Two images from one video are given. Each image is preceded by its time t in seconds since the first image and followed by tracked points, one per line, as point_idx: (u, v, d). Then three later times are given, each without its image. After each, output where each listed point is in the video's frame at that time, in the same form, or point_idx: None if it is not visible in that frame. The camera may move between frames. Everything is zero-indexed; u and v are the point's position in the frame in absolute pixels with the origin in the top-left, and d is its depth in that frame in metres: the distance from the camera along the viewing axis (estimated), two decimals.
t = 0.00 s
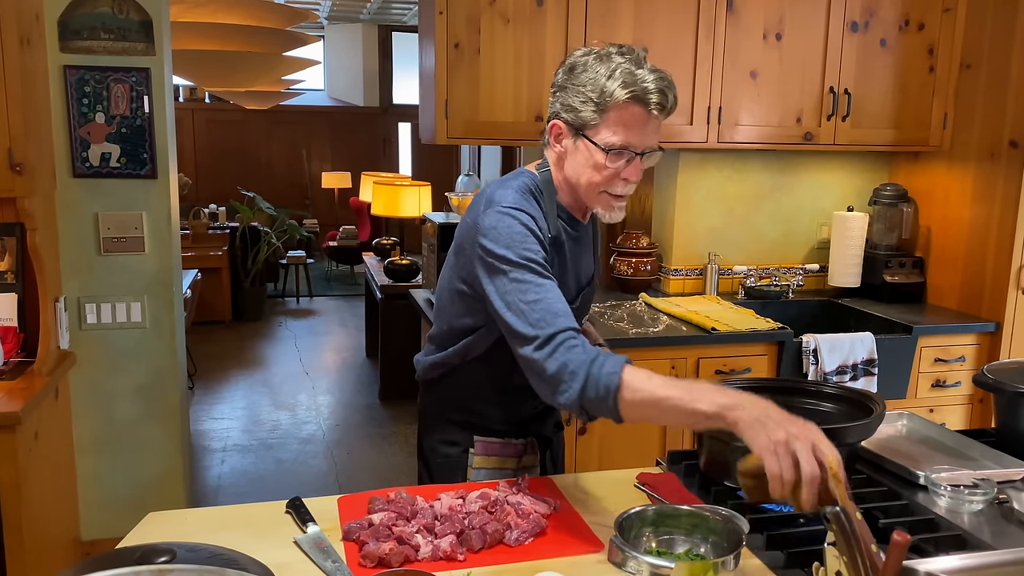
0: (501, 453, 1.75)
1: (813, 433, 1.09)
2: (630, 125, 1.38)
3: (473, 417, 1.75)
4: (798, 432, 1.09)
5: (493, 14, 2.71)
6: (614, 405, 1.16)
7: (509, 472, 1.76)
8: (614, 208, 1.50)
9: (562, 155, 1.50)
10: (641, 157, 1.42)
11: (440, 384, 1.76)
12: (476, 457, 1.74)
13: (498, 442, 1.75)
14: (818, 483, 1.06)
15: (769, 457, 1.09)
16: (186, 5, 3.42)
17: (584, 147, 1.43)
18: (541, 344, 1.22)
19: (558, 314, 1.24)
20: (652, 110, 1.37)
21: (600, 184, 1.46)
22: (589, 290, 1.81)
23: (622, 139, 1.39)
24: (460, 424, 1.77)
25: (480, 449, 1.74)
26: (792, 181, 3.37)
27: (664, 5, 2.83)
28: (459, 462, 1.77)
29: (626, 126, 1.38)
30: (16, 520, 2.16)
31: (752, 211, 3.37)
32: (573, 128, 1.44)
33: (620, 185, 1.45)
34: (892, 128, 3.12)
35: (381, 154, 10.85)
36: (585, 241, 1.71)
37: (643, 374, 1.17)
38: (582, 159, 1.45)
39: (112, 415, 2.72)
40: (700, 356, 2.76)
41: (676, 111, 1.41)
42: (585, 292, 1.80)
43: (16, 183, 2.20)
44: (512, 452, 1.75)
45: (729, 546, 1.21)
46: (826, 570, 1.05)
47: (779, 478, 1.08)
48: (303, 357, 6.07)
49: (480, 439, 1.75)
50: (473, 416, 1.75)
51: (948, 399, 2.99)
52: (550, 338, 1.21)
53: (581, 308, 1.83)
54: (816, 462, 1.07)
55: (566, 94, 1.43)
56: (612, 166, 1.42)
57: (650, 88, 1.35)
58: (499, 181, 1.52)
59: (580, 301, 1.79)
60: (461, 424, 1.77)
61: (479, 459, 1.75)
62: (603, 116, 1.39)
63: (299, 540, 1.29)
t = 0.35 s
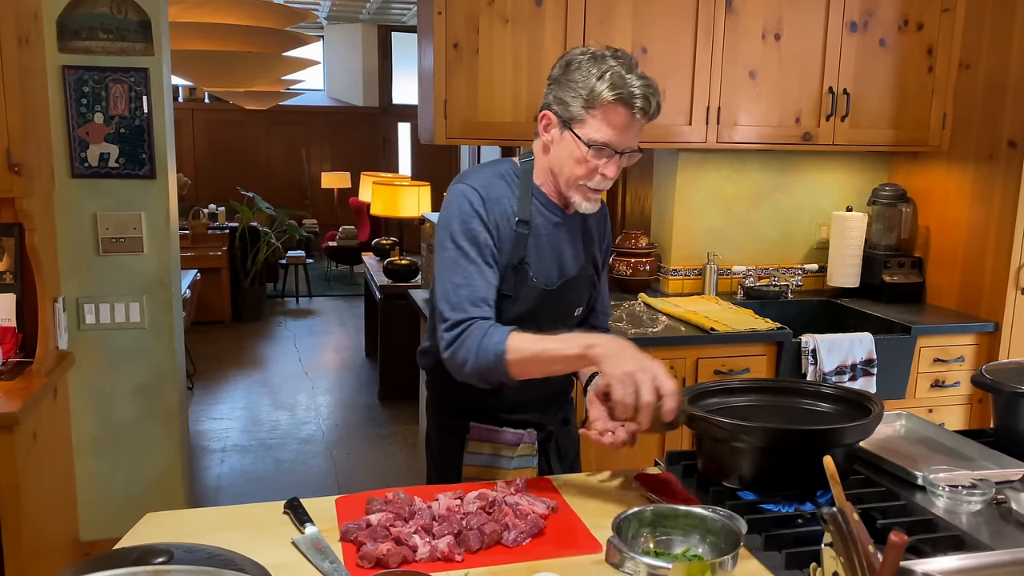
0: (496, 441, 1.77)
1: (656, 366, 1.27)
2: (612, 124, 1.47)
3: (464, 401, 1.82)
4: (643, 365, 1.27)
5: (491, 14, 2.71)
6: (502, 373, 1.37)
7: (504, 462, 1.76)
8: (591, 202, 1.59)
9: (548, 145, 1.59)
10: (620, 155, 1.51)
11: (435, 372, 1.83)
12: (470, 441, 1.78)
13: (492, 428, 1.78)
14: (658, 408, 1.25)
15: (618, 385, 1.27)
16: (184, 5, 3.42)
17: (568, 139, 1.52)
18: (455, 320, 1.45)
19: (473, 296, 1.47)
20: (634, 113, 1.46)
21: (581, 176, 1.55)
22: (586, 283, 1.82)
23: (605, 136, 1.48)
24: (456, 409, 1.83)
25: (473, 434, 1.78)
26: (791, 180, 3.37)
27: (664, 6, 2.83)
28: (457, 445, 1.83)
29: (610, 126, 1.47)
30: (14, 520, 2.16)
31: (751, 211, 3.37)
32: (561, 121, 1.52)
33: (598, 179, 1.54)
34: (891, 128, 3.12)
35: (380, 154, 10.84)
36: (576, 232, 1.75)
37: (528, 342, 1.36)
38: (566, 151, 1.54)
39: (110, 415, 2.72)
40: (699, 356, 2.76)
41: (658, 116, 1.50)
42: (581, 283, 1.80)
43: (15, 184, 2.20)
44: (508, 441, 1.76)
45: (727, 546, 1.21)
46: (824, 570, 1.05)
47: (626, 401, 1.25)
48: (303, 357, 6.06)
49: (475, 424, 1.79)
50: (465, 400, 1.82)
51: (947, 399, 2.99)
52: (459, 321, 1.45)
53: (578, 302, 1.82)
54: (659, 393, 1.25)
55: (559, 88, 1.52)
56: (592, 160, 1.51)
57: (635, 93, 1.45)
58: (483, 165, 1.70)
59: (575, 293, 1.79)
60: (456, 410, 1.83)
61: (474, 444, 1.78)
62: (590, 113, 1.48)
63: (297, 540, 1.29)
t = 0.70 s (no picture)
0: (492, 433, 1.77)
1: (574, 415, 1.41)
2: (582, 124, 1.54)
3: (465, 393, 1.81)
4: (565, 412, 1.42)
5: (491, 14, 2.71)
6: (456, 374, 1.59)
7: (500, 454, 1.77)
8: (565, 198, 1.66)
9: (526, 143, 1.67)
10: (591, 153, 1.57)
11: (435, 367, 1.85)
12: (466, 433, 1.79)
13: (489, 420, 1.78)
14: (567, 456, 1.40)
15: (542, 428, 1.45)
16: (183, 4, 3.42)
17: (542, 139, 1.60)
18: (422, 319, 1.64)
19: (437, 298, 1.65)
20: (603, 112, 1.53)
21: (554, 174, 1.62)
22: (575, 275, 1.81)
23: (576, 135, 1.55)
24: (456, 401, 1.83)
25: (470, 426, 1.78)
26: (791, 180, 3.37)
27: (664, 5, 2.83)
28: (456, 437, 1.82)
29: (581, 126, 1.54)
30: (13, 519, 2.16)
31: (751, 210, 3.36)
32: (537, 120, 1.60)
33: (571, 176, 1.61)
34: (891, 128, 3.11)
35: (380, 153, 10.84)
36: (558, 225, 1.78)
37: (481, 356, 1.56)
38: (541, 149, 1.61)
39: (108, 415, 2.71)
40: (699, 355, 2.76)
41: (629, 115, 1.56)
42: (568, 275, 1.79)
43: (13, 183, 2.19)
44: (505, 434, 1.76)
45: (725, 545, 1.21)
46: (823, 569, 1.04)
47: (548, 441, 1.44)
48: (302, 356, 6.06)
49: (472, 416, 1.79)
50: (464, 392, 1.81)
51: (947, 399, 2.99)
52: (425, 321, 1.64)
53: (569, 294, 1.80)
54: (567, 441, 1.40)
55: (535, 89, 1.59)
56: (564, 159, 1.58)
57: (604, 93, 1.51)
58: (466, 165, 1.78)
59: (563, 285, 1.78)
60: (457, 402, 1.83)
61: (471, 436, 1.78)
62: (562, 113, 1.55)
63: (295, 539, 1.28)
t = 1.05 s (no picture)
0: (500, 431, 1.75)
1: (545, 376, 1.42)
2: (579, 119, 1.54)
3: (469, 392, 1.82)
4: (534, 374, 1.43)
5: (490, 13, 2.70)
6: (423, 353, 1.58)
7: (508, 452, 1.75)
8: (564, 194, 1.66)
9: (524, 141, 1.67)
10: (588, 149, 1.58)
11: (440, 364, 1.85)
12: (473, 432, 1.76)
13: (497, 419, 1.76)
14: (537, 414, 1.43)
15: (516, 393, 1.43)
16: (183, 4, 3.41)
17: (539, 135, 1.60)
18: (392, 305, 1.64)
19: (410, 288, 1.65)
20: (600, 108, 1.54)
21: (552, 171, 1.62)
22: (576, 270, 1.80)
23: (573, 131, 1.55)
24: (461, 400, 1.84)
25: (476, 424, 1.76)
26: (791, 179, 3.37)
27: (663, 5, 2.83)
28: (463, 436, 1.83)
29: (578, 121, 1.55)
30: (13, 519, 2.15)
31: (750, 210, 3.36)
32: (534, 117, 1.60)
33: (569, 173, 1.61)
34: (891, 127, 3.11)
35: (380, 153, 10.83)
36: (557, 220, 1.78)
37: (447, 331, 1.55)
38: (539, 146, 1.61)
39: (107, 414, 2.71)
40: (698, 355, 2.76)
41: (625, 111, 1.57)
42: (569, 269, 1.79)
43: (12, 182, 2.19)
44: (512, 432, 1.75)
45: (725, 545, 1.21)
46: (823, 569, 1.04)
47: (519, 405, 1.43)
48: (302, 356, 6.05)
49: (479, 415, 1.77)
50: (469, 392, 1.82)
51: (947, 398, 2.99)
52: (396, 309, 1.64)
53: (570, 288, 1.80)
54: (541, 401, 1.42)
55: (531, 86, 1.59)
56: (561, 155, 1.59)
57: (601, 88, 1.53)
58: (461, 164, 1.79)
59: (564, 280, 1.78)
60: (462, 401, 1.83)
61: (478, 434, 1.76)
62: (560, 109, 1.55)
63: (294, 538, 1.28)
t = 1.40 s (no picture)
0: (497, 428, 1.77)
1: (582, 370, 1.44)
2: (570, 114, 1.54)
3: (468, 389, 1.81)
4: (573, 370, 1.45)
5: (489, 12, 2.70)
6: (444, 362, 1.57)
7: (506, 450, 1.77)
8: (561, 191, 1.65)
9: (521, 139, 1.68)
10: (581, 144, 1.57)
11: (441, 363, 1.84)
12: (472, 430, 1.78)
13: (495, 417, 1.78)
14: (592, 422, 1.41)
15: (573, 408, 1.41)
16: (182, 3, 3.40)
17: (534, 131, 1.60)
18: (410, 308, 1.62)
19: (428, 290, 1.63)
20: (591, 103, 1.54)
21: (548, 166, 1.62)
22: (578, 268, 1.81)
23: (565, 126, 1.55)
24: (461, 398, 1.83)
25: (475, 422, 1.78)
26: (791, 178, 3.36)
27: (663, 4, 2.82)
28: (462, 434, 1.81)
29: (569, 116, 1.55)
30: (11, 518, 2.15)
31: (750, 209, 3.36)
32: (529, 113, 1.61)
33: (563, 168, 1.60)
34: (891, 126, 3.11)
35: (380, 152, 10.83)
36: (560, 219, 1.78)
37: (470, 341, 1.55)
38: (535, 141, 1.62)
39: (106, 414, 2.71)
40: (698, 354, 2.75)
41: (618, 106, 1.56)
42: (571, 268, 1.79)
43: (11, 181, 2.19)
44: (510, 429, 1.77)
45: (725, 545, 1.20)
46: (823, 569, 1.03)
47: (577, 421, 1.41)
48: (302, 356, 6.06)
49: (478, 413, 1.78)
50: (468, 389, 1.81)
51: (947, 397, 2.99)
52: (409, 312, 1.62)
53: (571, 287, 1.80)
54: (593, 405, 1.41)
55: (527, 83, 1.61)
56: (555, 150, 1.59)
57: (592, 83, 1.53)
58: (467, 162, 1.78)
59: (566, 278, 1.78)
60: (462, 398, 1.82)
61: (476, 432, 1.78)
62: (551, 104, 1.56)
63: (293, 538, 1.28)
